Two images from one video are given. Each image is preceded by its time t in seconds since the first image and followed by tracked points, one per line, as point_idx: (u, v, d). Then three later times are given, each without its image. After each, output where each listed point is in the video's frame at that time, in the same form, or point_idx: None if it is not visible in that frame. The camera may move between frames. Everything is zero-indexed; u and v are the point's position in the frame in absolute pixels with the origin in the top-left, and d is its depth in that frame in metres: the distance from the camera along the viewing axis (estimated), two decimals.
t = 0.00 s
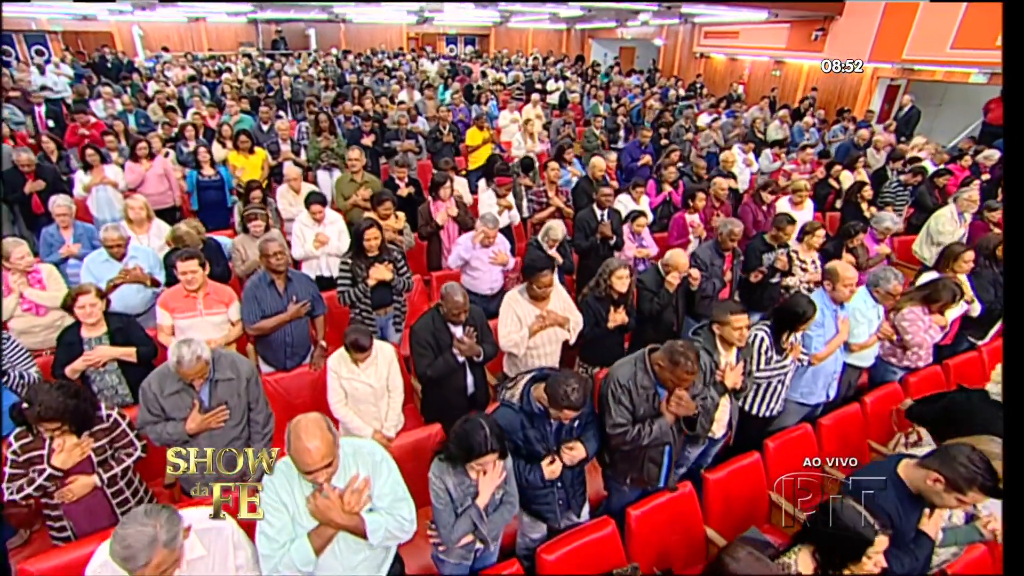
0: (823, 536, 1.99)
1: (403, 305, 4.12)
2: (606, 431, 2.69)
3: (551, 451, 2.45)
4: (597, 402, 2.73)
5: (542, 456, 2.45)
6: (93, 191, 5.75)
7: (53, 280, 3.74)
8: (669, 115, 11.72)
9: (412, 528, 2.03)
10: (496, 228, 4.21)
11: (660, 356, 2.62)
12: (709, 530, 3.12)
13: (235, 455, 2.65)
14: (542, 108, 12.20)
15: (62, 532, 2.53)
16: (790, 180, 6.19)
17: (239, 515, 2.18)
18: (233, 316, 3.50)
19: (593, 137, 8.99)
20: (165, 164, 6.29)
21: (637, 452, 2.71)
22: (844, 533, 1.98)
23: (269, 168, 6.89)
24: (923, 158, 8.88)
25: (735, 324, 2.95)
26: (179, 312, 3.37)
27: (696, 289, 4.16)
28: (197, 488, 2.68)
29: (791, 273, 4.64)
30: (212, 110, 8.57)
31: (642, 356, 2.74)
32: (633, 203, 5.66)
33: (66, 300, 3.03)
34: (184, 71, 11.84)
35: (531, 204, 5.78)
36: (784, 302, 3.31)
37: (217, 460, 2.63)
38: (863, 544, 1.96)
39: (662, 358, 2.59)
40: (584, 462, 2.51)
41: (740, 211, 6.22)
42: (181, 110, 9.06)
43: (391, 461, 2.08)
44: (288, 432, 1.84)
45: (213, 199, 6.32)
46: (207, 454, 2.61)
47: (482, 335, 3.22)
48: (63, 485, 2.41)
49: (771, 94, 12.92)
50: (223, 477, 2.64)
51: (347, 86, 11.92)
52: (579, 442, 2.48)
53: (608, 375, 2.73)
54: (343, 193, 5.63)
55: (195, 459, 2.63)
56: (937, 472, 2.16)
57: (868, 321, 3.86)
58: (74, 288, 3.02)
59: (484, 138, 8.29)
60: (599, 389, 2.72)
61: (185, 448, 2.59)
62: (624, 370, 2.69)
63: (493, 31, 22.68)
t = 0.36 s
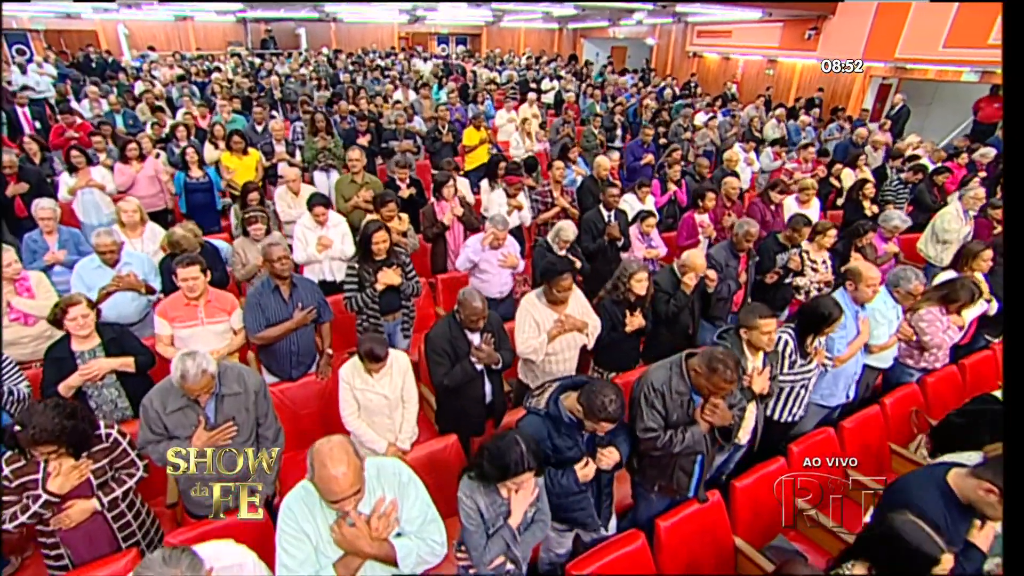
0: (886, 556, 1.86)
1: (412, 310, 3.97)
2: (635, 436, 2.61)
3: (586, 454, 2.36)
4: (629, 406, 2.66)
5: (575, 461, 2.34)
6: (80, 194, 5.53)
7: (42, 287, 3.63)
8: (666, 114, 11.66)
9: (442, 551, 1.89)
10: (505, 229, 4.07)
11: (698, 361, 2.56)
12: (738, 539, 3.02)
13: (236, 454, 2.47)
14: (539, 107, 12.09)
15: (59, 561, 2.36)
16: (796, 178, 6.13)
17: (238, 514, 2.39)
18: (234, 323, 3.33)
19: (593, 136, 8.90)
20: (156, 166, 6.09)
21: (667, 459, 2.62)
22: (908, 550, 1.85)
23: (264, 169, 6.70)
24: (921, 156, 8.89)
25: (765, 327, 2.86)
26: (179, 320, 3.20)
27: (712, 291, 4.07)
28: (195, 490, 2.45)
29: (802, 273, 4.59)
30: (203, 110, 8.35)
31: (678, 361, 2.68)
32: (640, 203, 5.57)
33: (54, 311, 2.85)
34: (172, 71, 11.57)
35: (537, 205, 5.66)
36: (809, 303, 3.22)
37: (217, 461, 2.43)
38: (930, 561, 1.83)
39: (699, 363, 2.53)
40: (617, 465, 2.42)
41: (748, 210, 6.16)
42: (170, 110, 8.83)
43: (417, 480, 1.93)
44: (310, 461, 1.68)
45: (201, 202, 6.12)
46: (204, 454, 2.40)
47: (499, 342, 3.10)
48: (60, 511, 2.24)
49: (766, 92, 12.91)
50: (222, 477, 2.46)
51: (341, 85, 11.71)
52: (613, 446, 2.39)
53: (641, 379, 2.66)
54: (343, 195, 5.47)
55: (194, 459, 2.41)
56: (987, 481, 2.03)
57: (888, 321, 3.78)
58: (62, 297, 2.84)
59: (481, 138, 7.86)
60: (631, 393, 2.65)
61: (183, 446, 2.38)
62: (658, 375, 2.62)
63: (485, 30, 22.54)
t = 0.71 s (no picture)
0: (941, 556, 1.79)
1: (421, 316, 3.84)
2: (666, 445, 2.50)
3: (621, 469, 2.33)
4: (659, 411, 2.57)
5: (611, 478, 2.25)
6: (68, 197, 5.31)
7: (30, 296, 3.47)
8: (662, 113, 11.62)
9: None
10: (517, 231, 3.96)
11: (732, 365, 2.48)
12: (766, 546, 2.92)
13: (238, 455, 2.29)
14: (534, 107, 12.00)
15: None
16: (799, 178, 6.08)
17: (240, 514, 2.32)
18: (239, 331, 3.18)
19: (591, 135, 8.82)
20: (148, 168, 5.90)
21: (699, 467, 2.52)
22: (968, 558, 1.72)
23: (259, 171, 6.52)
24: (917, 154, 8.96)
25: (795, 330, 2.79)
26: (180, 330, 3.05)
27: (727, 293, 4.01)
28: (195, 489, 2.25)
29: (812, 273, 4.54)
30: (194, 110, 8.13)
31: (709, 365, 2.60)
32: (647, 203, 5.49)
33: (50, 321, 2.68)
34: (160, 71, 11.28)
35: (542, 205, 5.55)
36: (832, 304, 3.15)
37: (218, 463, 2.26)
38: (991, 571, 1.63)
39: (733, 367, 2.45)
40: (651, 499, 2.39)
41: (753, 210, 6.12)
42: (159, 111, 8.59)
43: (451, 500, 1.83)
44: (343, 486, 1.60)
45: (195, 205, 5.94)
46: (206, 453, 2.23)
47: (518, 348, 3.00)
48: (60, 540, 2.08)
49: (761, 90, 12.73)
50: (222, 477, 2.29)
51: (333, 85, 11.50)
52: (648, 478, 2.37)
53: (673, 383, 2.58)
54: (344, 196, 5.32)
55: (195, 458, 2.23)
56: None
57: (907, 321, 3.73)
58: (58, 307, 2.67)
59: (479, 138, 7.77)
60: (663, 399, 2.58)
61: (185, 447, 2.21)
62: (690, 380, 2.54)
63: (476, 30, 22.40)
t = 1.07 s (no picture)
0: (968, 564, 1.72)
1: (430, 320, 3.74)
2: (698, 456, 2.41)
3: (651, 486, 2.20)
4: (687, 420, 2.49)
5: (642, 493, 2.14)
6: (56, 200, 5.13)
7: (20, 306, 3.31)
8: (658, 113, 11.62)
9: None
10: (527, 232, 3.87)
11: (761, 370, 2.41)
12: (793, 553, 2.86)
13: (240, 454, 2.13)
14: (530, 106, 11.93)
15: None
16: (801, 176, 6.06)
17: (239, 514, 2.17)
18: (243, 340, 3.06)
19: (589, 134, 8.80)
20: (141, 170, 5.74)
21: (730, 475, 2.44)
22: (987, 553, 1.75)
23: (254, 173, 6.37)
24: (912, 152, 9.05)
25: (820, 333, 2.76)
26: (182, 339, 2.90)
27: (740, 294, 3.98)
28: (196, 489, 2.07)
29: (822, 273, 4.52)
30: (184, 110, 7.93)
31: (735, 369, 2.53)
32: (651, 202, 5.45)
33: (50, 331, 2.57)
34: (147, 71, 11.03)
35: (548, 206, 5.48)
36: (853, 305, 3.11)
37: (219, 461, 2.09)
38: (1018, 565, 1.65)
39: (763, 372, 2.38)
40: (680, 506, 2.28)
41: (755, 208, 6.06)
42: (148, 111, 8.38)
43: (490, 524, 1.72)
44: (380, 508, 1.49)
45: (193, 208, 5.84)
46: (208, 453, 2.08)
47: (536, 353, 2.92)
48: (63, 567, 1.95)
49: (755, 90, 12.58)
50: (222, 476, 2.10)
51: (326, 84, 11.34)
52: (678, 484, 2.25)
53: (700, 391, 2.50)
54: (344, 198, 5.19)
55: (195, 458, 2.07)
56: None
57: (923, 319, 3.71)
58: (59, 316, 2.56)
59: (479, 138, 7.74)
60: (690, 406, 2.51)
61: (185, 445, 2.05)
62: (717, 385, 2.48)
63: (467, 30, 22.31)
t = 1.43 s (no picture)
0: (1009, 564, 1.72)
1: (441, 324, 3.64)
2: (740, 471, 2.28)
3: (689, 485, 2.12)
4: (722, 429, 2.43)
5: (680, 496, 2.05)
6: (44, 205, 4.95)
7: (11, 318, 3.13)
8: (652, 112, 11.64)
9: None
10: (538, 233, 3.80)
11: (792, 374, 2.35)
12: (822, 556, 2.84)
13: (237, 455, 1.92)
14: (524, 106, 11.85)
15: None
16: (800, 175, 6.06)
17: (240, 515, 1.95)
18: (251, 349, 2.93)
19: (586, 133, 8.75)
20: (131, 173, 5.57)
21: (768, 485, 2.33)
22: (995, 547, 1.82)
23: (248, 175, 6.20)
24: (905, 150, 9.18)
25: (848, 334, 2.76)
26: (186, 349, 2.77)
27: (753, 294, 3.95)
28: (198, 490, 1.91)
29: (830, 271, 4.51)
30: (173, 111, 7.72)
31: (763, 374, 2.47)
32: (656, 202, 5.42)
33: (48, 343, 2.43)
34: (131, 71, 10.75)
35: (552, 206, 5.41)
36: (874, 305, 3.09)
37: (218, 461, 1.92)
38: None
39: (796, 377, 2.33)
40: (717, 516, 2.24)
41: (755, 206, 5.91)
42: (134, 112, 8.14)
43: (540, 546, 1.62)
44: (432, 534, 1.43)
45: (191, 212, 5.79)
46: (207, 452, 1.92)
47: (557, 359, 2.85)
48: None
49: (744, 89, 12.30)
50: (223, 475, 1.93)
51: (317, 84, 11.15)
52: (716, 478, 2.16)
53: (735, 402, 2.40)
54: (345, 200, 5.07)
55: (195, 458, 1.92)
56: None
57: (937, 317, 3.70)
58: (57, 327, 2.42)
59: (477, 137, 7.75)
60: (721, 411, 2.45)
61: (184, 445, 1.92)
62: (749, 390, 2.41)
63: (456, 29, 22.17)
